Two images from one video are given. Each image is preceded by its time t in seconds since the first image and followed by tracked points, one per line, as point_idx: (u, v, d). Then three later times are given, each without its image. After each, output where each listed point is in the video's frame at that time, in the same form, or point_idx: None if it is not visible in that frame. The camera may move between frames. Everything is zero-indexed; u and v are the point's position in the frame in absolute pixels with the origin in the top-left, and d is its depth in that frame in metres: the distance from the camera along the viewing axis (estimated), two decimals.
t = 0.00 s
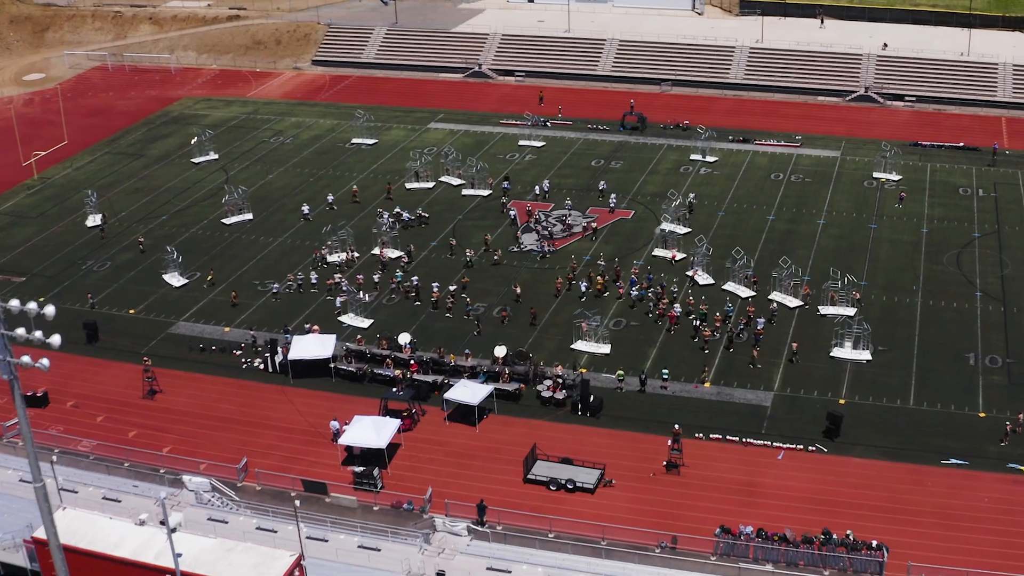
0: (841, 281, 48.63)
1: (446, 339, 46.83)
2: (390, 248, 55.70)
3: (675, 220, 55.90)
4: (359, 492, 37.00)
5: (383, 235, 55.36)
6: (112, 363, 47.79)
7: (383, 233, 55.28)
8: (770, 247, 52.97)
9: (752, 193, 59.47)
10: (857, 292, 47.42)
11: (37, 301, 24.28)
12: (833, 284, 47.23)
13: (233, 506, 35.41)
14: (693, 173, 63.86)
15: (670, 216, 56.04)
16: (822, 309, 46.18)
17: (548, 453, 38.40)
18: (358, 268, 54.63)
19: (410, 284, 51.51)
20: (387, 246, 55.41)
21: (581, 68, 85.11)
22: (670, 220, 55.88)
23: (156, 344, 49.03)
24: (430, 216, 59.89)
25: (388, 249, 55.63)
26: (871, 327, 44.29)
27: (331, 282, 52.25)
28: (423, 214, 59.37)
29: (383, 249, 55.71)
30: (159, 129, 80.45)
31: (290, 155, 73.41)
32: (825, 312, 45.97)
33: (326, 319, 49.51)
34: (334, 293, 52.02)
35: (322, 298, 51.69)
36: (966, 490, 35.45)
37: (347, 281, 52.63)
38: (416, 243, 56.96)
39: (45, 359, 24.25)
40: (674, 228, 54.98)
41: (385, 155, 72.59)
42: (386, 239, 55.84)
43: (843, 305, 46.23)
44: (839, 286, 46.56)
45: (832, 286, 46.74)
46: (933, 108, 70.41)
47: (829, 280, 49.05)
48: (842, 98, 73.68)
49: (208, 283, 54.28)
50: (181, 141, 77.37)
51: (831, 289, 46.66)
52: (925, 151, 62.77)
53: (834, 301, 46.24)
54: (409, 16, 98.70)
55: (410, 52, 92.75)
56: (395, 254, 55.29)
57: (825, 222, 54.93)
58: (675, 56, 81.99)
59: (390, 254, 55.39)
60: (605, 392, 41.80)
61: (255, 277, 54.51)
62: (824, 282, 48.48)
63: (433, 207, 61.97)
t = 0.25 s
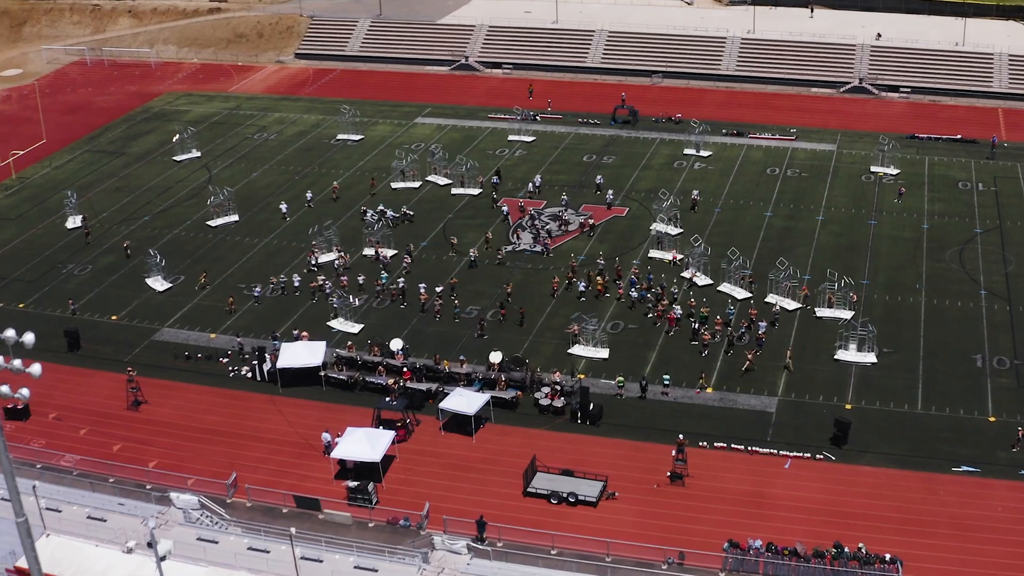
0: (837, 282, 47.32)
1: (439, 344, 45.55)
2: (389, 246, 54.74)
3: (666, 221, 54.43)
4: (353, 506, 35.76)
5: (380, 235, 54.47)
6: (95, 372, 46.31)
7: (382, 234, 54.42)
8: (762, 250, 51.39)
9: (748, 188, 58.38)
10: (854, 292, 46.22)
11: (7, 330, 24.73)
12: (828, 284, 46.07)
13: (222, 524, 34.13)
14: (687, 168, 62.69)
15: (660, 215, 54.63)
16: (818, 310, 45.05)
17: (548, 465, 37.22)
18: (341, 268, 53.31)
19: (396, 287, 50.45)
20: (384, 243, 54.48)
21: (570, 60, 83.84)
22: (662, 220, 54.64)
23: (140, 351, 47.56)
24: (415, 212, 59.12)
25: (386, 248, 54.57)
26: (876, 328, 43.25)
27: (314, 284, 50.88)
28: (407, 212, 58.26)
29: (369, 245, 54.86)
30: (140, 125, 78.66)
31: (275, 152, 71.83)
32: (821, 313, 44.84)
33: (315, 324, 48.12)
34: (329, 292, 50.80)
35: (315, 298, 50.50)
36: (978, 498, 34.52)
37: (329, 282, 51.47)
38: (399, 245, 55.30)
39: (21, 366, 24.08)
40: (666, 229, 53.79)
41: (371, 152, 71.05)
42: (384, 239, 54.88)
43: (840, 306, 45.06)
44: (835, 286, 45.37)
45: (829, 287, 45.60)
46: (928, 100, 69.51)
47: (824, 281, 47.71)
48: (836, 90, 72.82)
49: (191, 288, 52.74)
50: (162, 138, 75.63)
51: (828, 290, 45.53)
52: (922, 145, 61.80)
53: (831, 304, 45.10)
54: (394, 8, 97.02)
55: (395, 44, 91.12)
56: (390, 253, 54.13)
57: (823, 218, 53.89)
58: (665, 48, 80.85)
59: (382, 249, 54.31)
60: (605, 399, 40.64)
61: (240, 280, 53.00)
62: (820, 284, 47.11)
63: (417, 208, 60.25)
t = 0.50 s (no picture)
0: (835, 284, 46.19)
1: (433, 349, 44.43)
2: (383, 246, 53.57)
3: (659, 222, 53.14)
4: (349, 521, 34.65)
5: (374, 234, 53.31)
6: (80, 381, 45.00)
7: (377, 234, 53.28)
8: (752, 250, 50.39)
9: (745, 184, 57.44)
10: (853, 295, 45.20)
11: None
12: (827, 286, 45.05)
13: (214, 542, 33.00)
14: (682, 164, 61.66)
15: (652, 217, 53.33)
16: (817, 313, 44.05)
17: (549, 476, 36.16)
18: (325, 273, 52.14)
19: (383, 290, 49.56)
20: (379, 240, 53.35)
21: (561, 53, 82.66)
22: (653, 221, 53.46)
23: (126, 360, 46.26)
24: (402, 211, 58.04)
25: (380, 248, 53.45)
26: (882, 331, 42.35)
27: (300, 287, 49.68)
28: (394, 211, 57.10)
29: (359, 246, 53.79)
30: (123, 123, 77.09)
31: (262, 150, 70.45)
32: (819, 317, 43.85)
33: (305, 329, 46.93)
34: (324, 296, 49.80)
35: (307, 302, 49.39)
36: (992, 506, 33.68)
37: (314, 285, 50.40)
38: (383, 247, 53.74)
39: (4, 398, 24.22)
40: (658, 229, 52.48)
41: (360, 149, 69.73)
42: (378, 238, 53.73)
43: (838, 310, 44.06)
44: (835, 288, 44.35)
45: (828, 289, 44.56)
46: (925, 92, 68.77)
47: (823, 282, 46.57)
48: (831, 82, 71.98)
49: (178, 293, 51.42)
50: (146, 136, 74.09)
51: (826, 291, 44.51)
52: (921, 139, 60.98)
53: (829, 307, 44.10)
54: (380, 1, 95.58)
55: (382, 38, 89.71)
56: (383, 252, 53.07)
57: (822, 215, 52.97)
58: (658, 40, 79.82)
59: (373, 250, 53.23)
60: (606, 405, 39.62)
61: (228, 284, 51.73)
62: (819, 285, 46.06)
63: (402, 209, 58.62)
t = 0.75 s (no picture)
0: (834, 287, 45.03)
1: (428, 357, 43.17)
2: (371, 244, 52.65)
3: (651, 224, 51.84)
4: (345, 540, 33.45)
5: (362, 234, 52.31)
6: (63, 393, 43.53)
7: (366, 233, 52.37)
8: (743, 250, 49.29)
9: (742, 181, 56.39)
10: (853, 298, 44.10)
11: None
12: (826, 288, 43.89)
13: (205, 565, 31.74)
14: (676, 160, 60.49)
15: (644, 218, 52.00)
16: (816, 316, 42.97)
17: (551, 491, 35.01)
18: (310, 277, 50.68)
19: (370, 294, 48.33)
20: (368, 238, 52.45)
21: (550, 45, 81.30)
22: (644, 223, 52.07)
23: (110, 370, 44.81)
24: (388, 211, 56.79)
25: (370, 246, 52.57)
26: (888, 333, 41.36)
27: (284, 293, 48.24)
28: (379, 211, 56.04)
29: (346, 248, 52.65)
30: (103, 121, 75.32)
31: (246, 148, 68.89)
32: (818, 320, 42.78)
33: (294, 336, 45.58)
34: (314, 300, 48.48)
35: (297, 306, 48.06)
36: (1008, 516, 32.72)
37: (299, 290, 49.00)
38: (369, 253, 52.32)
39: None
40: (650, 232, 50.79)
41: (346, 146, 68.27)
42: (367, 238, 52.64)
43: (838, 314, 43.00)
44: (834, 291, 43.27)
45: (827, 292, 43.45)
46: (921, 83, 68.10)
47: (823, 284, 45.45)
48: (826, 75, 71.10)
49: (163, 299, 49.96)
50: (127, 135, 72.37)
51: (826, 294, 43.39)
52: (919, 132, 60.05)
53: (829, 310, 43.03)
54: None
55: (367, 31, 88.12)
56: (372, 251, 52.23)
57: (821, 212, 51.94)
58: (649, 32, 78.63)
59: (360, 250, 52.33)
60: (607, 414, 38.49)
61: (214, 289, 50.34)
62: (819, 288, 44.91)
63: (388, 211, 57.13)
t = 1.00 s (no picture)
0: (834, 289, 43.98)
1: (421, 364, 42.03)
2: (360, 242, 51.89)
3: (643, 226, 50.59)
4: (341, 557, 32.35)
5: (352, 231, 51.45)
6: (46, 405, 42.18)
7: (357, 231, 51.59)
8: (738, 252, 48.04)
9: (738, 177, 55.45)
10: (853, 301, 43.03)
11: None
12: (826, 291, 42.91)
13: None
14: (671, 155, 59.47)
15: (637, 219, 50.71)
16: (816, 319, 42.02)
17: (552, 503, 34.00)
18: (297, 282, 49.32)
19: (359, 297, 47.26)
20: (358, 235, 51.71)
21: (539, 38, 80.11)
22: (636, 225, 50.73)
23: (95, 380, 43.51)
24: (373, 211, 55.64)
25: (361, 244, 51.80)
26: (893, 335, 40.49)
27: (269, 298, 46.94)
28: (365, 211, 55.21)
29: (336, 248, 51.71)
30: (84, 119, 73.68)
31: (231, 146, 67.49)
32: (816, 323, 41.83)
33: (284, 343, 44.36)
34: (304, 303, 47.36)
35: (287, 310, 46.97)
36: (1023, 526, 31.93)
37: (284, 295, 47.69)
38: (357, 259, 51.10)
39: None
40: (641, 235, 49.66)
41: (334, 143, 66.96)
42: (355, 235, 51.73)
43: (837, 316, 42.01)
44: (833, 294, 42.31)
45: (827, 294, 42.45)
46: (917, 75, 67.80)
47: (823, 286, 44.43)
48: (820, 67, 70.40)
49: (148, 304, 48.68)
50: (109, 133, 70.78)
51: (825, 297, 42.40)
52: (916, 126, 59.28)
53: (829, 313, 42.08)
54: None
55: (353, 24, 86.65)
56: (363, 249, 51.58)
57: (819, 210, 51.06)
58: (639, 24, 77.55)
59: (352, 249, 51.58)
60: (608, 421, 37.51)
61: (200, 293, 49.14)
62: (819, 290, 43.81)
63: (376, 212, 55.81)
